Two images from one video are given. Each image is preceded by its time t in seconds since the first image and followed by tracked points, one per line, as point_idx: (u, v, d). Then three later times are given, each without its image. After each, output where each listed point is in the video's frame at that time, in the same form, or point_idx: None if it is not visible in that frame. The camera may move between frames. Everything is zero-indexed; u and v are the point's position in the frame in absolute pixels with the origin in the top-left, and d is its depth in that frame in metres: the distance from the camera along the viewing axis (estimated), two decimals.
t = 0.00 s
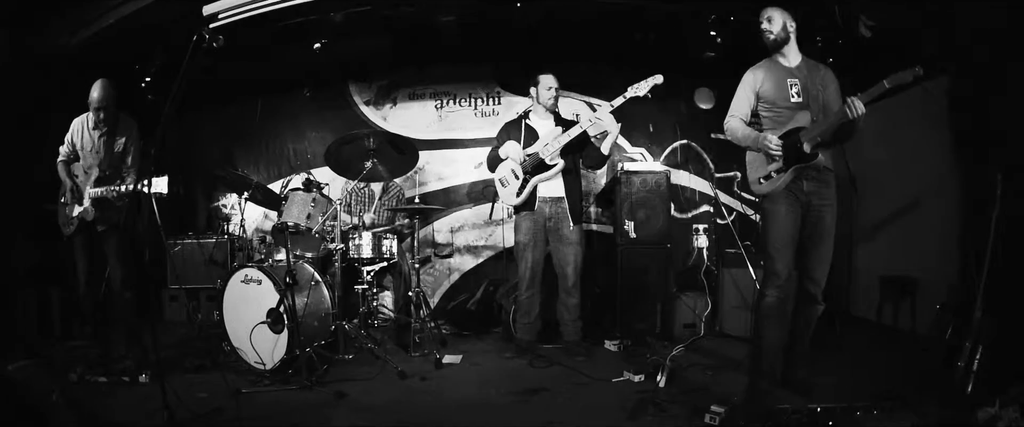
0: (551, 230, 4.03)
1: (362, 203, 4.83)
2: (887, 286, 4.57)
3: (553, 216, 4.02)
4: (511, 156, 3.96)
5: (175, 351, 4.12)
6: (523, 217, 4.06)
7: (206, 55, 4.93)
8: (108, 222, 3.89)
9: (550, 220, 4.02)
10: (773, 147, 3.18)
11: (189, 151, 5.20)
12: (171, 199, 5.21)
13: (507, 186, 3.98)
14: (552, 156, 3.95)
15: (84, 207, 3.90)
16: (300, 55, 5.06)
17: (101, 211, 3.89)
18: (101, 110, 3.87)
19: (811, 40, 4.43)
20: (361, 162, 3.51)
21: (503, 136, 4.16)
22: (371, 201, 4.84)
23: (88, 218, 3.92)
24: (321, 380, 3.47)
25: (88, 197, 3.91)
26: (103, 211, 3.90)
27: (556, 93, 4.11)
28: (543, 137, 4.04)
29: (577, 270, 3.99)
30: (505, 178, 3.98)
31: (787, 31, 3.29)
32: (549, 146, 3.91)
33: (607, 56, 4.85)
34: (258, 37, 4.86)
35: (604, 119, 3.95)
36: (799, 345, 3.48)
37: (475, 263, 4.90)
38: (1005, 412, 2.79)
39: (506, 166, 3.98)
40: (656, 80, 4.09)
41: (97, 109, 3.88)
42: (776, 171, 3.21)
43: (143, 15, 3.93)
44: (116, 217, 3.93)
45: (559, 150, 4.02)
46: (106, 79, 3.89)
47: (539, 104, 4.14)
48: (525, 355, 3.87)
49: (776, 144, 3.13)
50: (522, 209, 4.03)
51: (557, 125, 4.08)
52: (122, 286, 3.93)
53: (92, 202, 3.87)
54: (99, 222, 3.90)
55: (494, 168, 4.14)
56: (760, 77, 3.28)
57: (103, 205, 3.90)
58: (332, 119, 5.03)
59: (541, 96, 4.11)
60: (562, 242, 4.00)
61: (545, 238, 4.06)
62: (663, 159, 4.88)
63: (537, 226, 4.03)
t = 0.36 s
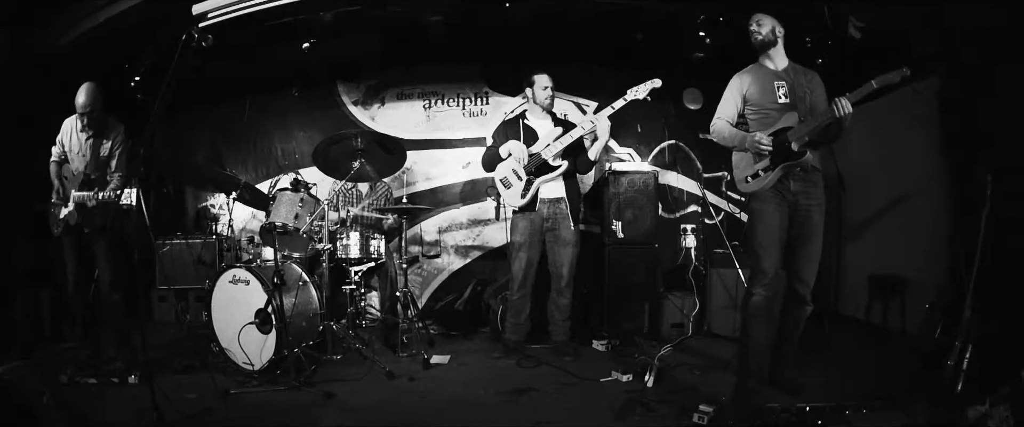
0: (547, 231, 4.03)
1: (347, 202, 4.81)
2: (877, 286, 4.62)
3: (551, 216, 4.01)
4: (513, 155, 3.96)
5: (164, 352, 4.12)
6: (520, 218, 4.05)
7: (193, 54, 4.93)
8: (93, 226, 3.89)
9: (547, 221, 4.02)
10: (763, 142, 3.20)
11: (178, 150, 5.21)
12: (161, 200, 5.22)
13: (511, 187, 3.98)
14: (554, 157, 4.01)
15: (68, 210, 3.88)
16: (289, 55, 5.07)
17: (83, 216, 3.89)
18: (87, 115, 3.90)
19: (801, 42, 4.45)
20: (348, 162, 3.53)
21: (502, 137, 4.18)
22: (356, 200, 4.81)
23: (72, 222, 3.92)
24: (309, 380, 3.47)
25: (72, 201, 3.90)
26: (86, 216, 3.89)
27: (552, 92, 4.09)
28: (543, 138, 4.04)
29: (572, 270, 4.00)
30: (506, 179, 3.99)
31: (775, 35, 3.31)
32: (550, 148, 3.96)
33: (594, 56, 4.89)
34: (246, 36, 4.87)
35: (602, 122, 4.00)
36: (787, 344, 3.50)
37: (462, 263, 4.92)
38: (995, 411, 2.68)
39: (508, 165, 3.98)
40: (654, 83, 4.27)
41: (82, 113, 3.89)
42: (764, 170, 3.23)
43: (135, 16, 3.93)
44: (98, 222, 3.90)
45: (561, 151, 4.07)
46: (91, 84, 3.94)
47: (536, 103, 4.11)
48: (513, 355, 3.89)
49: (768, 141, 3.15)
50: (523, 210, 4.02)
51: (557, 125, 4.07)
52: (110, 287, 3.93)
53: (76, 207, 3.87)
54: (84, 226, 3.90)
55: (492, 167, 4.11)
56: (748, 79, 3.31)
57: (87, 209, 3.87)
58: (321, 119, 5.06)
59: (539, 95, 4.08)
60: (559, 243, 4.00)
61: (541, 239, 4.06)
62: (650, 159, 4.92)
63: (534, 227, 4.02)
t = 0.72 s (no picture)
0: (526, 231, 4.04)
1: (338, 202, 4.84)
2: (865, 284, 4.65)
3: (529, 216, 4.02)
4: (491, 154, 4.01)
5: (153, 353, 4.12)
6: (499, 217, 4.06)
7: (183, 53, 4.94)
8: (85, 223, 3.90)
9: (525, 220, 4.03)
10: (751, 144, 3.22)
11: (169, 150, 5.22)
12: (151, 200, 5.22)
13: (487, 186, 4.03)
14: (531, 158, 4.04)
15: (58, 208, 3.87)
16: (279, 55, 5.10)
17: (75, 213, 3.88)
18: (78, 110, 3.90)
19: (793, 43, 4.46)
20: (337, 163, 3.53)
21: (486, 134, 4.17)
22: (347, 200, 4.85)
23: (63, 220, 3.89)
24: (298, 381, 3.47)
25: (63, 197, 3.88)
26: (77, 213, 3.89)
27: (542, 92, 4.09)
28: (523, 138, 4.07)
29: (553, 271, 3.98)
30: (485, 177, 4.03)
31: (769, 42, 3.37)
32: (530, 148, 4.00)
33: (582, 56, 4.94)
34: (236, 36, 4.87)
35: (582, 125, 4.06)
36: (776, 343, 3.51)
37: (450, 264, 4.99)
38: (987, 409, 2.82)
39: (487, 164, 4.03)
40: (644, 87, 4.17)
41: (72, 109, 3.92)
42: (753, 169, 3.24)
43: (126, 18, 3.89)
44: (90, 220, 3.91)
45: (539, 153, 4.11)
46: (82, 79, 3.94)
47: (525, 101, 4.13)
48: (502, 355, 3.93)
49: (757, 141, 3.18)
50: (498, 209, 4.04)
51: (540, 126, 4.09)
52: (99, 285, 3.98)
53: (67, 204, 3.85)
54: (76, 223, 3.90)
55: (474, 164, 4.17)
56: (738, 81, 3.35)
57: (78, 208, 3.87)
58: (310, 119, 5.11)
59: (528, 93, 4.09)
60: (538, 243, 4.00)
61: (520, 238, 4.06)
62: (639, 159, 4.96)
63: (513, 226, 4.04)
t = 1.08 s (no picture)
0: (517, 230, 4.03)
1: (326, 204, 4.93)
2: (854, 283, 4.71)
3: (519, 216, 4.01)
4: (479, 156, 4.04)
5: (143, 354, 4.11)
6: (489, 217, 4.07)
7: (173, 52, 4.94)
8: (77, 220, 3.96)
9: (516, 220, 4.02)
10: (740, 143, 3.23)
11: (160, 151, 5.21)
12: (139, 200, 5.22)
13: (475, 187, 4.07)
14: (519, 158, 4.06)
15: (50, 206, 3.86)
16: (268, 55, 5.12)
17: (67, 209, 3.92)
18: (68, 106, 3.96)
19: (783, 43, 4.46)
20: (325, 162, 3.61)
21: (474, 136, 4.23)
22: (334, 201, 4.94)
23: (55, 217, 3.89)
24: (287, 381, 3.47)
25: (55, 194, 3.90)
26: (70, 209, 3.93)
27: (528, 92, 4.14)
28: (511, 139, 4.13)
29: (542, 271, 4.00)
30: (473, 178, 4.07)
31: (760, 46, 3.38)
32: (517, 148, 4.04)
33: (569, 57, 4.97)
34: (225, 35, 4.88)
35: (568, 123, 4.15)
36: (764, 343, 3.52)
37: (439, 264, 5.01)
38: (978, 407, 2.74)
39: (475, 166, 4.07)
40: (629, 81, 4.23)
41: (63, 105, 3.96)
42: (742, 168, 3.25)
43: (116, 18, 3.89)
44: (83, 216, 3.98)
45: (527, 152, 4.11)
46: (69, 77, 4.01)
47: (511, 103, 4.20)
48: (490, 355, 3.95)
49: (744, 140, 3.18)
50: (488, 210, 4.06)
51: (527, 126, 4.16)
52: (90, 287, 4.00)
53: (59, 199, 3.89)
54: (68, 221, 3.93)
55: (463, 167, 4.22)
56: (727, 81, 3.36)
57: (71, 203, 3.93)
58: (298, 119, 5.14)
59: (514, 95, 4.15)
60: (528, 242, 4.00)
61: (510, 238, 4.07)
62: (627, 159, 5.02)
63: (503, 226, 4.04)
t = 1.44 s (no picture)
0: (507, 232, 4.10)
1: (314, 203, 4.90)
2: (844, 283, 4.76)
3: (511, 216, 4.08)
4: (473, 156, 4.05)
5: (132, 356, 4.09)
6: (480, 218, 4.13)
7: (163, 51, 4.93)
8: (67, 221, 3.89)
9: (507, 221, 4.09)
10: (729, 143, 3.20)
11: (151, 152, 5.21)
12: (129, 199, 5.23)
13: (470, 188, 4.09)
14: (513, 157, 4.05)
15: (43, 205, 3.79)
16: (257, 54, 5.13)
17: (58, 209, 3.84)
18: (58, 107, 3.86)
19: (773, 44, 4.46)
20: (314, 163, 3.64)
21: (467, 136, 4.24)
22: (324, 201, 4.93)
23: (46, 218, 3.83)
24: (276, 382, 3.47)
25: (46, 195, 3.80)
26: (61, 210, 3.86)
27: (522, 92, 4.13)
28: (506, 138, 4.11)
29: (533, 272, 4.07)
30: (467, 179, 4.09)
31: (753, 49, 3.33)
32: (512, 147, 4.02)
33: (557, 57, 5.01)
34: (215, 34, 4.87)
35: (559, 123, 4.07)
36: (753, 343, 3.51)
37: (427, 263, 5.05)
38: (968, 406, 2.67)
39: (470, 166, 4.09)
40: (621, 79, 4.17)
41: (53, 107, 3.86)
42: (732, 169, 3.22)
43: (106, 18, 3.88)
44: (73, 217, 3.91)
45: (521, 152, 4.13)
46: (60, 76, 3.91)
47: (505, 102, 4.17)
48: (479, 355, 3.96)
49: (734, 140, 3.15)
50: (480, 210, 4.11)
51: (520, 126, 4.14)
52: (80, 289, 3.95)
53: (51, 200, 3.79)
54: (58, 222, 3.87)
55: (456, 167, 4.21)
56: (718, 81, 3.33)
57: (62, 204, 3.85)
58: (286, 119, 5.13)
59: (508, 94, 4.12)
60: (520, 244, 4.07)
61: (501, 240, 4.13)
62: (616, 159, 5.05)
63: (493, 226, 4.09)
